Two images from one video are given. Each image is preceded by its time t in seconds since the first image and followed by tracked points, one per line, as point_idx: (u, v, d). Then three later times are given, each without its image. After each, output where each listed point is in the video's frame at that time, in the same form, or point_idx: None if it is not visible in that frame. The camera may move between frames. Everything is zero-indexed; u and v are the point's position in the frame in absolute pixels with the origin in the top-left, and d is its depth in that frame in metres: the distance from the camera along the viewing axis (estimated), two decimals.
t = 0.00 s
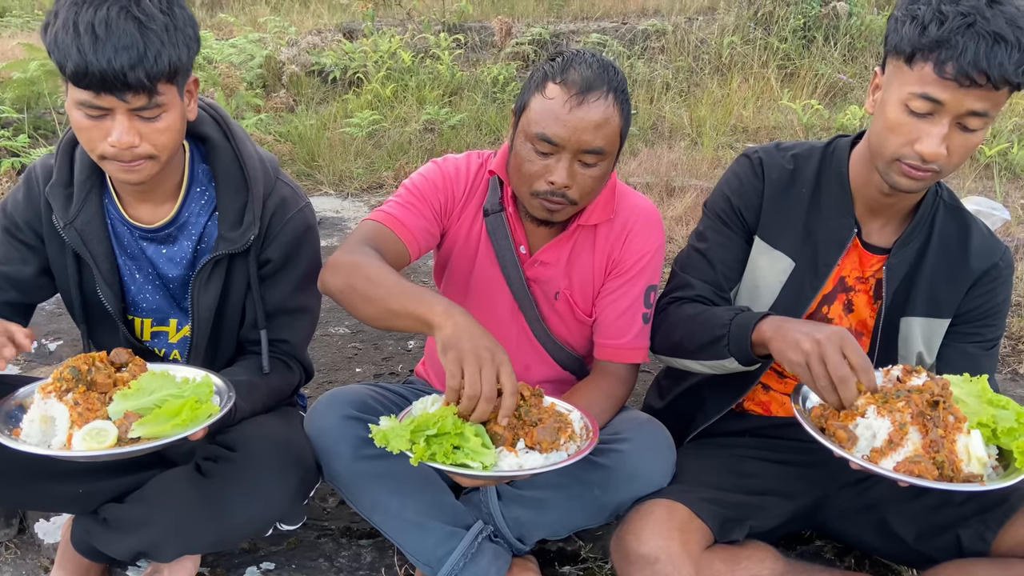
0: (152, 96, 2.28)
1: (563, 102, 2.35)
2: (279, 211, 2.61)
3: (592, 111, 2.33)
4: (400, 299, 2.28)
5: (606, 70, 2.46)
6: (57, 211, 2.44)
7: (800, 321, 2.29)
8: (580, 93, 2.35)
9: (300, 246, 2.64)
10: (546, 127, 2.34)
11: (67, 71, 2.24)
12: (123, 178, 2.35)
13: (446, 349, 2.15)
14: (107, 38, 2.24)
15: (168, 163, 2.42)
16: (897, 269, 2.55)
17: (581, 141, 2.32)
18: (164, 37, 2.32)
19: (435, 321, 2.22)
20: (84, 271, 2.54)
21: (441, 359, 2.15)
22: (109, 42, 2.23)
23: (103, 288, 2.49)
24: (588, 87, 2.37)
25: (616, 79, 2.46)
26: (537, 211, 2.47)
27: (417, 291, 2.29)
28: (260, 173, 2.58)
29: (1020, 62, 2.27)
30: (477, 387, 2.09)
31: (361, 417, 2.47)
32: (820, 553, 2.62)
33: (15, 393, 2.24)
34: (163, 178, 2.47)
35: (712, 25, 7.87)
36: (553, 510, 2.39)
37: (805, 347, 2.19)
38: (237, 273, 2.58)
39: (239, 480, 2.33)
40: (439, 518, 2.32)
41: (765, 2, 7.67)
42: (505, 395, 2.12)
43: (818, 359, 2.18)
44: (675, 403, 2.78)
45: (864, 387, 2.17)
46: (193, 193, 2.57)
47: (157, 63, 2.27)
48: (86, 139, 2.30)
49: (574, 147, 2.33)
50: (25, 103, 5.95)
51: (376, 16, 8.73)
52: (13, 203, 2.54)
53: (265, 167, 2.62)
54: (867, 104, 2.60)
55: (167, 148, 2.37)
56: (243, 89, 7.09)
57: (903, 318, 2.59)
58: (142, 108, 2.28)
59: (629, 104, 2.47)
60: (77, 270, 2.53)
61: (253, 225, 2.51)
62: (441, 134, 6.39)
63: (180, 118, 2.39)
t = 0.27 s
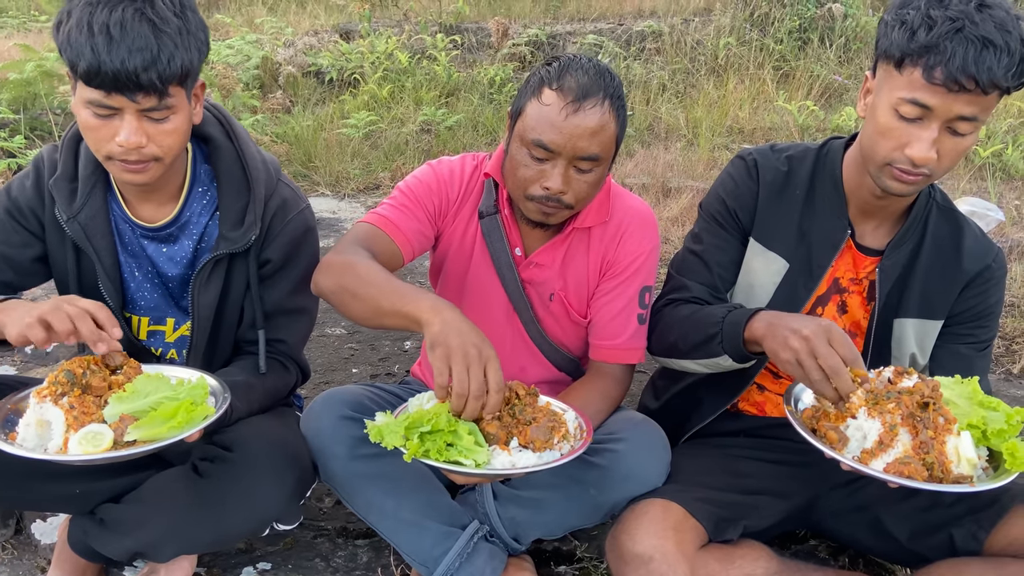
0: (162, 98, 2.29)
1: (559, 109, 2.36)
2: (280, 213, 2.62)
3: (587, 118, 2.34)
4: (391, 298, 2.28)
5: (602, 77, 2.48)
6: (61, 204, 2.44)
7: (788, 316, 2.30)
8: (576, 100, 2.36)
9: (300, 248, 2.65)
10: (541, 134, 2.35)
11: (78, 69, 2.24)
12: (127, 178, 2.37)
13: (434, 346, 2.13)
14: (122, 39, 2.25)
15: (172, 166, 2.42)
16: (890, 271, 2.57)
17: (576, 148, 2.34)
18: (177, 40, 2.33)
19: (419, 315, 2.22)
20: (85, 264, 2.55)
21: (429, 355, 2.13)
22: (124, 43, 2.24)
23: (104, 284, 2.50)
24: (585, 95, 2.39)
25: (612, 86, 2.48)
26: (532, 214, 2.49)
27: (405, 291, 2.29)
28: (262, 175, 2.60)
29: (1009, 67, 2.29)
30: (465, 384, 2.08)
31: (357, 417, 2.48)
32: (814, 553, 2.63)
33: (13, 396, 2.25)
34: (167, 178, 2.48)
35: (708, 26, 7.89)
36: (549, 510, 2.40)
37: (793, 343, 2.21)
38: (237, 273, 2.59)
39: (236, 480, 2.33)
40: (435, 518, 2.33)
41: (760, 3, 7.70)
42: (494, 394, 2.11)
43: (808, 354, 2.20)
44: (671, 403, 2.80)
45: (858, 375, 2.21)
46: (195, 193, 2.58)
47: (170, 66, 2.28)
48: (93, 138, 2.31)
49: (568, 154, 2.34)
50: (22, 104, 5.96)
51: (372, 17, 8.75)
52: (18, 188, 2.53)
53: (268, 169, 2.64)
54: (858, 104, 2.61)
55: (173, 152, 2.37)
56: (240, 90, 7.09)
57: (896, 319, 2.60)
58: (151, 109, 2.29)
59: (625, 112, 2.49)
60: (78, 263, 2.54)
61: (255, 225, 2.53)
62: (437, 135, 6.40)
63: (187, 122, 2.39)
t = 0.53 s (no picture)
0: (184, 97, 2.30)
1: (558, 111, 2.36)
2: (286, 214, 2.63)
3: (584, 122, 2.35)
4: (383, 294, 2.29)
5: (601, 79, 2.49)
6: (68, 200, 2.45)
7: (796, 315, 2.32)
8: (574, 104, 2.37)
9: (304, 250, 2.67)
10: (540, 137, 2.35)
11: (104, 60, 2.26)
12: (135, 176, 2.35)
13: (423, 342, 2.17)
14: (153, 34, 2.28)
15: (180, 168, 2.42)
16: (888, 270, 2.58)
17: (574, 150, 2.34)
18: (207, 42, 2.36)
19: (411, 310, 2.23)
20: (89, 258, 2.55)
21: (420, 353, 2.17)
22: (154, 39, 2.27)
23: (109, 280, 2.51)
24: (583, 97, 2.39)
25: (610, 88, 2.48)
26: (530, 215, 2.50)
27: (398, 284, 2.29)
28: (268, 176, 2.61)
29: (1006, 67, 2.30)
30: (458, 378, 2.12)
31: (356, 416, 2.48)
32: (812, 550, 2.64)
33: (15, 392, 2.27)
34: (176, 177, 2.48)
35: (706, 26, 7.90)
36: (547, 507, 2.42)
37: (801, 348, 2.24)
38: (241, 273, 2.60)
39: (235, 478, 2.34)
40: (434, 516, 2.34)
41: (758, 2, 7.71)
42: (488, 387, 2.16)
43: (813, 361, 2.23)
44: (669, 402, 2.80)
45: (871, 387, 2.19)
46: (201, 193, 2.59)
47: (195, 66, 2.30)
48: (107, 131, 2.31)
49: (568, 157, 2.35)
50: (19, 104, 5.96)
51: (371, 17, 8.75)
52: (25, 181, 2.53)
53: (274, 170, 2.65)
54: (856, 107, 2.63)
55: (184, 154, 2.37)
56: (238, 89, 7.10)
57: (894, 318, 2.62)
58: (171, 106, 2.30)
59: (623, 114, 2.50)
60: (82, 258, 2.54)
61: (261, 226, 2.54)
62: (436, 135, 6.40)
63: (202, 124, 2.40)
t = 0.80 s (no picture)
0: (193, 98, 2.31)
1: (560, 116, 2.37)
2: (295, 216, 2.65)
3: (587, 127, 2.35)
4: (374, 288, 2.29)
5: (606, 84, 2.49)
6: (79, 196, 2.45)
7: (791, 292, 2.29)
8: (577, 109, 2.38)
9: (312, 253, 2.68)
10: (541, 140, 2.36)
11: (114, 60, 2.28)
12: (143, 176, 2.35)
13: (412, 337, 2.16)
14: (163, 34, 2.29)
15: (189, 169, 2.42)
16: (889, 267, 2.59)
17: (576, 155, 2.35)
18: (218, 45, 2.38)
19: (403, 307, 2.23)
20: (99, 254, 2.56)
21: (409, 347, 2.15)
22: (164, 39, 2.28)
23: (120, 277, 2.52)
24: (586, 102, 2.40)
25: (615, 94, 2.49)
26: (530, 217, 2.51)
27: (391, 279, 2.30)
28: (279, 178, 2.62)
29: (1003, 63, 2.31)
30: (447, 374, 2.09)
31: (359, 415, 2.49)
32: (813, 548, 2.65)
33: (23, 378, 2.30)
34: (186, 178, 2.49)
35: (706, 26, 7.90)
36: (550, 506, 2.43)
37: (799, 317, 2.20)
38: (249, 274, 2.61)
39: (240, 476, 2.34)
40: (437, 514, 2.34)
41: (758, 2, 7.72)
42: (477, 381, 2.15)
43: (814, 327, 2.18)
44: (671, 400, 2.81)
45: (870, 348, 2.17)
46: (211, 195, 2.60)
47: (205, 67, 2.31)
48: (117, 131, 2.32)
49: (568, 161, 2.36)
50: (20, 104, 5.97)
51: (371, 17, 8.76)
52: (36, 172, 2.53)
53: (284, 173, 2.66)
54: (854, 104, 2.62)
55: (192, 156, 2.37)
56: (239, 89, 7.10)
57: (895, 316, 2.63)
58: (180, 107, 2.31)
59: (627, 121, 2.51)
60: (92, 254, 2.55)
61: (270, 228, 2.55)
62: (437, 134, 6.41)
63: (212, 126, 2.40)
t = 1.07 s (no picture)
0: (192, 104, 2.32)
1: (562, 125, 2.38)
2: (302, 221, 2.67)
3: (589, 137, 2.36)
4: (372, 295, 2.29)
5: (610, 94, 2.50)
6: (90, 198, 2.47)
7: (827, 297, 2.24)
8: (580, 119, 2.38)
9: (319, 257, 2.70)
10: (543, 148, 2.37)
11: (113, 67, 2.29)
12: (145, 181, 2.37)
13: (412, 342, 2.16)
14: (160, 41, 2.30)
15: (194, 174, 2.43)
16: (890, 271, 2.60)
17: (577, 165, 2.36)
18: (216, 50, 2.37)
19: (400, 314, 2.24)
20: (108, 255, 2.57)
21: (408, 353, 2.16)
22: (161, 46, 2.29)
23: (128, 280, 2.53)
24: (589, 112, 2.41)
25: (619, 105, 2.50)
26: (530, 225, 2.52)
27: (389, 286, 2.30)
28: (287, 185, 2.64)
29: (1003, 66, 2.31)
30: (445, 377, 2.11)
31: (364, 417, 2.51)
32: (817, 550, 2.66)
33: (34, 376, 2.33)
34: (193, 184, 2.51)
35: (707, 26, 7.90)
36: (554, 508, 2.44)
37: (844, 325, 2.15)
38: (256, 279, 2.63)
39: (246, 479, 2.35)
40: (441, 517, 2.35)
41: (760, 2, 7.72)
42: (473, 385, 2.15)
43: (862, 336, 2.14)
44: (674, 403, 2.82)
45: (920, 362, 2.13)
46: (219, 201, 2.62)
47: (203, 74, 2.31)
48: (120, 137, 2.34)
49: (569, 170, 2.36)
50: (24, 106, 5.99)
51: (373, 18, 8.77)
52: (47, 172, 2.55)
53: (291, 179, 2.68)
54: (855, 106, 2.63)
55: (195, 163, 2.39)
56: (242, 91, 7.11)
57: (897, 318, 2.64)
58: (180, 113, 2.32)
59: (630, 130, 2.52)
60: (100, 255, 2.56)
61: (278, 233, 2.56)
62: (439, 136, 6.41)
63: (215, 132, 2.41)
